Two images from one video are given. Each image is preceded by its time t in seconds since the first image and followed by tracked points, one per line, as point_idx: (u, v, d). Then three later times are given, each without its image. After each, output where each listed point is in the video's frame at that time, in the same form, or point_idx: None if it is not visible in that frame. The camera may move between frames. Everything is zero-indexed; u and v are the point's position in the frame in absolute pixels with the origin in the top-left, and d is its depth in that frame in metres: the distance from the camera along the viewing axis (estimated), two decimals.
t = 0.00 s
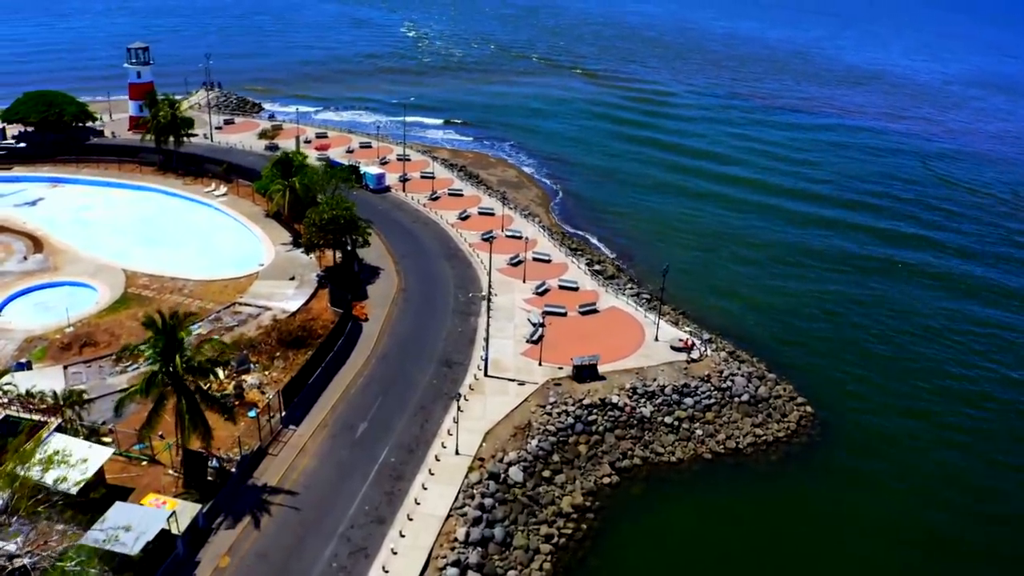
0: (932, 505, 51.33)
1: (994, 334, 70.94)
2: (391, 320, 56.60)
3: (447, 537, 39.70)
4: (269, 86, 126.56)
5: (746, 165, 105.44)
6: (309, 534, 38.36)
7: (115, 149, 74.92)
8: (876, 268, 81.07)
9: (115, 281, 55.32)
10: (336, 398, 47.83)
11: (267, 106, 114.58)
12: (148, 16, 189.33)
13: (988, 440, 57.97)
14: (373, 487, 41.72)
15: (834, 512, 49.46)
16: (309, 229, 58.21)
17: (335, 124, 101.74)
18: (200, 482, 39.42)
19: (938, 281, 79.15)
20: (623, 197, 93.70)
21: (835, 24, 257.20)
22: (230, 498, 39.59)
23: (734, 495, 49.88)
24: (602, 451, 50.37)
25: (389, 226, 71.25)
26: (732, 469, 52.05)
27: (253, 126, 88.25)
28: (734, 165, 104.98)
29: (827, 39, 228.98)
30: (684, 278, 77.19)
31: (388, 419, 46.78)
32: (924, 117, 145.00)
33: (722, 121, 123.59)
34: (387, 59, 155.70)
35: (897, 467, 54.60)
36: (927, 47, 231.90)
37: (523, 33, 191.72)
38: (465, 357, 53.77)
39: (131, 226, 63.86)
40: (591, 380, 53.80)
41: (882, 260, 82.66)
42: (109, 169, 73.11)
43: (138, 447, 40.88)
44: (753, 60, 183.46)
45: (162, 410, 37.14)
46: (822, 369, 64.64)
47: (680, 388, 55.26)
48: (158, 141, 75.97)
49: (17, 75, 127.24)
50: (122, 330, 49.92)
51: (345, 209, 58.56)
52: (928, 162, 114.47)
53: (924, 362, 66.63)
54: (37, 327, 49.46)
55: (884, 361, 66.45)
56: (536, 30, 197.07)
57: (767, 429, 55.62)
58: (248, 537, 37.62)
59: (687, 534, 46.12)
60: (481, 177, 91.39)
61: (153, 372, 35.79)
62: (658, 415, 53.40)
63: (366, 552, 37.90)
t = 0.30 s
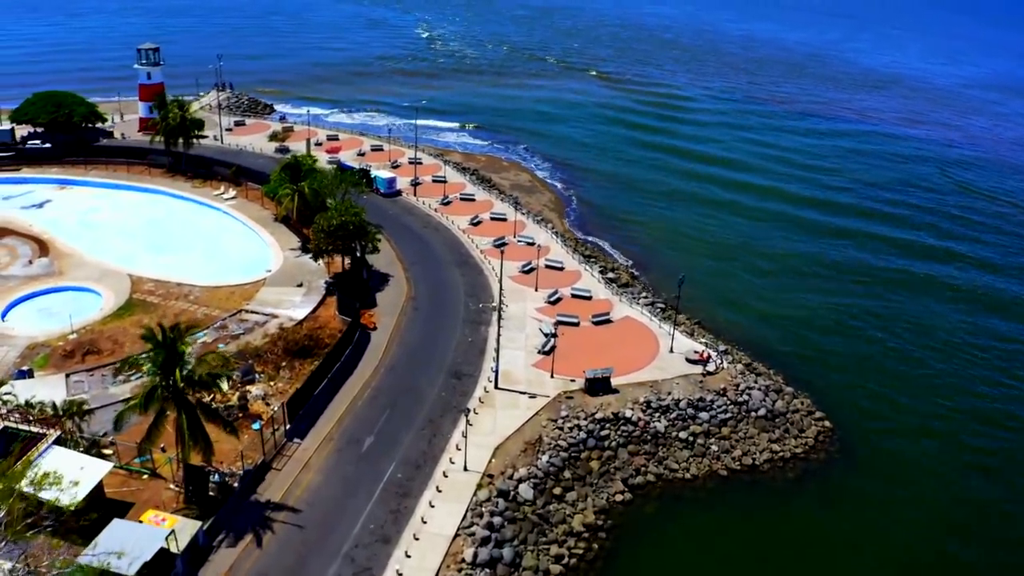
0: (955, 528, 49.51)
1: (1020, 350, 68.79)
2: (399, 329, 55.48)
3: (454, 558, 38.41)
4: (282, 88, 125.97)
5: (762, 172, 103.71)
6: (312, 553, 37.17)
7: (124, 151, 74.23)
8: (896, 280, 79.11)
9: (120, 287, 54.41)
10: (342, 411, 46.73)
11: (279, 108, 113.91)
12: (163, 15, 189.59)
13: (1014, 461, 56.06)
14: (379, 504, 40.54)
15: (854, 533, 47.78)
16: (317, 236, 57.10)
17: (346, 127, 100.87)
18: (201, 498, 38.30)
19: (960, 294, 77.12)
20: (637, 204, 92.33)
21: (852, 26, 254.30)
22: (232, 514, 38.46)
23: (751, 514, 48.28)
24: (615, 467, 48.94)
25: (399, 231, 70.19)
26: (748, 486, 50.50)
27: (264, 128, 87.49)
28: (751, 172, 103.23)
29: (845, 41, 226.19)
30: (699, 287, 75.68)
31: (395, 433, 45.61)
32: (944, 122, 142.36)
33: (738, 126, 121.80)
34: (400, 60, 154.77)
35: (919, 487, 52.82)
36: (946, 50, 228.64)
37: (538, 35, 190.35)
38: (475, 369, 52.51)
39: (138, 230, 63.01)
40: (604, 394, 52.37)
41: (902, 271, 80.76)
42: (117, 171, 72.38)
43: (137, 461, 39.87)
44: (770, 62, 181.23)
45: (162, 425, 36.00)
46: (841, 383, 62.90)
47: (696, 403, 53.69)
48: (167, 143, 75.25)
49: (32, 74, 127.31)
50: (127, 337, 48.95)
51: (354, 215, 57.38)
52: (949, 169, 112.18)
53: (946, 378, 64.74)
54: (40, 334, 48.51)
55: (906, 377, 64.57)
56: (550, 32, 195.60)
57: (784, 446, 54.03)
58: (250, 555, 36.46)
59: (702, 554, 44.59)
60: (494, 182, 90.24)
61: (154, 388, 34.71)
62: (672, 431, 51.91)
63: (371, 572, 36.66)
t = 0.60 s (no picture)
0: (984, 553, 47.56)
1: None
2: (410, 338, 54.30)
3: None
4: (296, 89, 125.37)
5: (780, 179, 101.85)
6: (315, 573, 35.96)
7: (135, 153, 73.60)
8: (917, 293, 77.03)
9: (127, 293, 53.54)
10: (350, 424, 45.57)
11: (293, 109, 113.30)
12: (180, 15, 189.78)
13: None
14: (385, 523, 39.30)
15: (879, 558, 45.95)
16: (327, 242, 56.00)
17: (359, 129, 99.93)
18: (203, 514, 37.19)
19: (984, 307, 74.96)
20: (652, 212, 90.83)
21: (873, 29, 250.85)
22: (235, 532, 37.31)
23: (770, 535, 46.57)
24: (629, 484, 47.41)
25: (411, 237, 69.07)
26: (767, 506, 48.82)
27: (276, 130, 86.70)
28: (769, 179, 101.44)
29: (866, 44, 222.97)
30: (716, 298, 74.05)
31: (404, 448, 44.39)
32: (967, 129, 139.47)
33: (756, 131, 119.89)
34: (415, 61, 153.84)
35: (946, 510, 50.87)
36: (969, 54, 224.83)
37: (555, 36, 188.83)
38: (487, 381, 51.19)
39: (147, 234, 62.20)
40: (619, 409, 50.86)
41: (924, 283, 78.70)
42: (128, 173, 71.74)
43: (138, 475, 38.92)
44: (789, 65, 178.77)
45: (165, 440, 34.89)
46: (863, 399, 61.06)
47: (713, 418, 51.99)
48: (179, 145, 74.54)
49: (48, 73, 127.39)
50: (132, 345, 48.04)
51: (365, 221, 56.22)
52: (972, 177, 109.69)
53: (971, 396, 62.74)
54: (45, 341, 47.74)
55: (929, 394, 62.58)
56: (567, 33, 194.09)
57: (805, 464, 52.31)
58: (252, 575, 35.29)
59: None
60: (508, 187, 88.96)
61: (155, 402, 33.60)
62: (689, 447, 50.28)
63: None
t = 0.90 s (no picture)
0: None
1: None
2: (420, 348, 53.19)
3: None
4: (310, 91, 124.85)
5: (798, 186, 100.12)
6: None
7: (146, 154, 73.06)
8: (938, 306, 75.10)
9: (133, 298, 52.75)
10: (357, 437, 44.49)
11: (306, 111, 112.73)
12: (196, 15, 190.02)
13: None
14: (392, 541, 38.15)
15: None
16: (336, 249, 54.98)
17: (371, 131, 99.05)
18: (204, 530, 36.09)
19: (1007, 321, 73.03)
20: (667, 219, 89.42)
21: (893, 32, 247.75)
22: (237, 549, 36.23)
23: (789, 557, 45.02)
24: (643, 502, 45.96)
25: (422, 242, 68.02)
26: (785, 526, 47.23)
27: (288, 132, 85.98)
28: (786, 186, 99.76)
29: (885, 47, 220.12)
30: (732, 308, 72.54)
31: (412, 463, 43.27)
32: (989, 134, 136.88)
33: (773, 136, 118.15)
34: (430, 63, 152.95)
35: (972, 532, 49.09)
36: (990, 57, 221.43)
37: (570, 38, 187.45)
38: (497, 394, 49.96)
39: (155, 237, 61.44)
40: (633, 423, 49.46)
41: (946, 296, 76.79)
42: (138, 175, 71.14)
43: (140, 489, 38.01)
44: (808, 69, 176.49)
45: (164, 455, 33.91)
46: (883, 415, 59.34)
47: (730, 433, 50.38)
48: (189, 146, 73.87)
49: (64, 73, 127.50)
50: (137, 352, 47.15)
51: (375, 227, 55.15)
52: (993, 185, 107.41)
53: (994, 414, 60.92)
54: (49, 347, 46.99)
55: (952, 411, 60.80)
56: (583, 35, 192.62)
57: (824, 482, 50.69)
58: None
59: None
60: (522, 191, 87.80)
61: (154, 418, 32.64)
62: (704, 463, 48.79)
63: None
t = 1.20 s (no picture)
0: None
1: None
2: (430, 359, 51.91)
3: None
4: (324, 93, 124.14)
5: (818, 194, 98.16)
6: None
7: (158, 157, 72.40)
8: (963, 320, 72.98)
9: (140, 304, 51.89)
10: (365, 453, 43.27)
11: (320, 112, 111.99)
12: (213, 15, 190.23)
13: None
14: (399, 562, 36.86)
15: None
16: (347, 256, 53.83)
17: (385, 134, 98.04)
18: (205, 550, 34.96)
19: None
20: (685, 227, 87.76)
21: (915, 35, 244.13)
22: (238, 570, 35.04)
23: None
24: (659, 522, 44.34)
25: (434, 249, 66.82)
26: (807, 550, 45.44)
27: (302, 134, 85.11)
28: (806, 194, 97.86)
29: (906, 51, 216.81)
30: (750, 320, 70.85)
31: (421, 480, 41.99)
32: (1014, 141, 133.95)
33: (793, 143, 116.13)
34: (445, 64, 151.92)
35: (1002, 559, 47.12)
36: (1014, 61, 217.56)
37: (588, 39, 185.82)
38: (509, 408, 48.60)
39: (165, 241, 60.62)
40: (649, 441, 47.92)
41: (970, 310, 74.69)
42: (149, 177, 70.45)
43: (141, 505, 36.99)
44: (829, 72, 173.86)
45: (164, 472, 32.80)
46: (907, 434, 57.43)
47: (749, 452, 48.67)
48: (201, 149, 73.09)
49: (80, 73, 127.58)
50: (142, 361, 46.23)
51: (387, 234, 53.96)
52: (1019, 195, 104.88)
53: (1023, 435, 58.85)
54: (54, 354, 46.15)
55: (978, 431, 58.78)
56: (601, 36, 190.94)
57: (847, 504, 48.87)
58: None
59: None
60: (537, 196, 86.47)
61: (154, 436, 31.62)
62: (722, 483, 47.17)
63: None
